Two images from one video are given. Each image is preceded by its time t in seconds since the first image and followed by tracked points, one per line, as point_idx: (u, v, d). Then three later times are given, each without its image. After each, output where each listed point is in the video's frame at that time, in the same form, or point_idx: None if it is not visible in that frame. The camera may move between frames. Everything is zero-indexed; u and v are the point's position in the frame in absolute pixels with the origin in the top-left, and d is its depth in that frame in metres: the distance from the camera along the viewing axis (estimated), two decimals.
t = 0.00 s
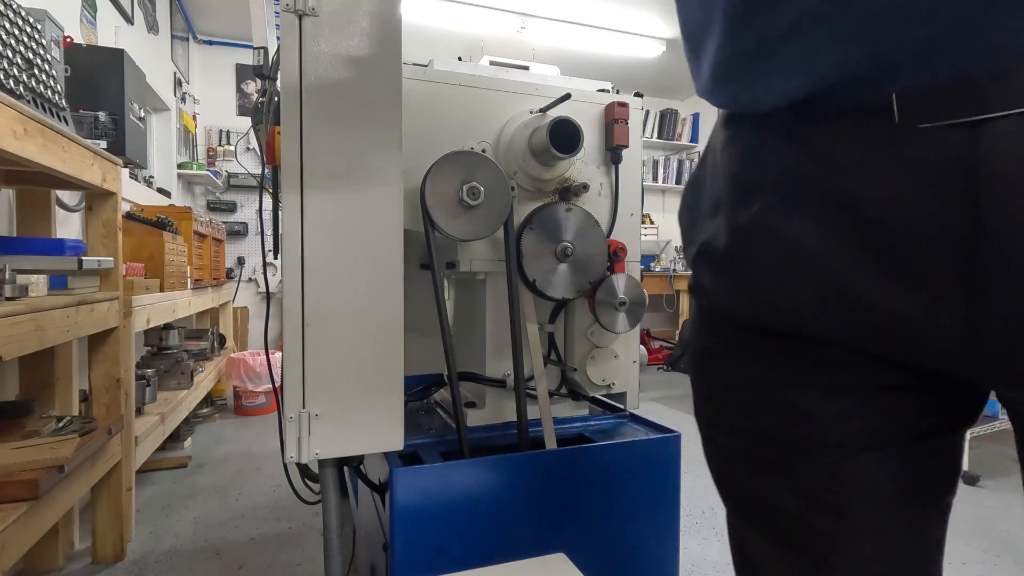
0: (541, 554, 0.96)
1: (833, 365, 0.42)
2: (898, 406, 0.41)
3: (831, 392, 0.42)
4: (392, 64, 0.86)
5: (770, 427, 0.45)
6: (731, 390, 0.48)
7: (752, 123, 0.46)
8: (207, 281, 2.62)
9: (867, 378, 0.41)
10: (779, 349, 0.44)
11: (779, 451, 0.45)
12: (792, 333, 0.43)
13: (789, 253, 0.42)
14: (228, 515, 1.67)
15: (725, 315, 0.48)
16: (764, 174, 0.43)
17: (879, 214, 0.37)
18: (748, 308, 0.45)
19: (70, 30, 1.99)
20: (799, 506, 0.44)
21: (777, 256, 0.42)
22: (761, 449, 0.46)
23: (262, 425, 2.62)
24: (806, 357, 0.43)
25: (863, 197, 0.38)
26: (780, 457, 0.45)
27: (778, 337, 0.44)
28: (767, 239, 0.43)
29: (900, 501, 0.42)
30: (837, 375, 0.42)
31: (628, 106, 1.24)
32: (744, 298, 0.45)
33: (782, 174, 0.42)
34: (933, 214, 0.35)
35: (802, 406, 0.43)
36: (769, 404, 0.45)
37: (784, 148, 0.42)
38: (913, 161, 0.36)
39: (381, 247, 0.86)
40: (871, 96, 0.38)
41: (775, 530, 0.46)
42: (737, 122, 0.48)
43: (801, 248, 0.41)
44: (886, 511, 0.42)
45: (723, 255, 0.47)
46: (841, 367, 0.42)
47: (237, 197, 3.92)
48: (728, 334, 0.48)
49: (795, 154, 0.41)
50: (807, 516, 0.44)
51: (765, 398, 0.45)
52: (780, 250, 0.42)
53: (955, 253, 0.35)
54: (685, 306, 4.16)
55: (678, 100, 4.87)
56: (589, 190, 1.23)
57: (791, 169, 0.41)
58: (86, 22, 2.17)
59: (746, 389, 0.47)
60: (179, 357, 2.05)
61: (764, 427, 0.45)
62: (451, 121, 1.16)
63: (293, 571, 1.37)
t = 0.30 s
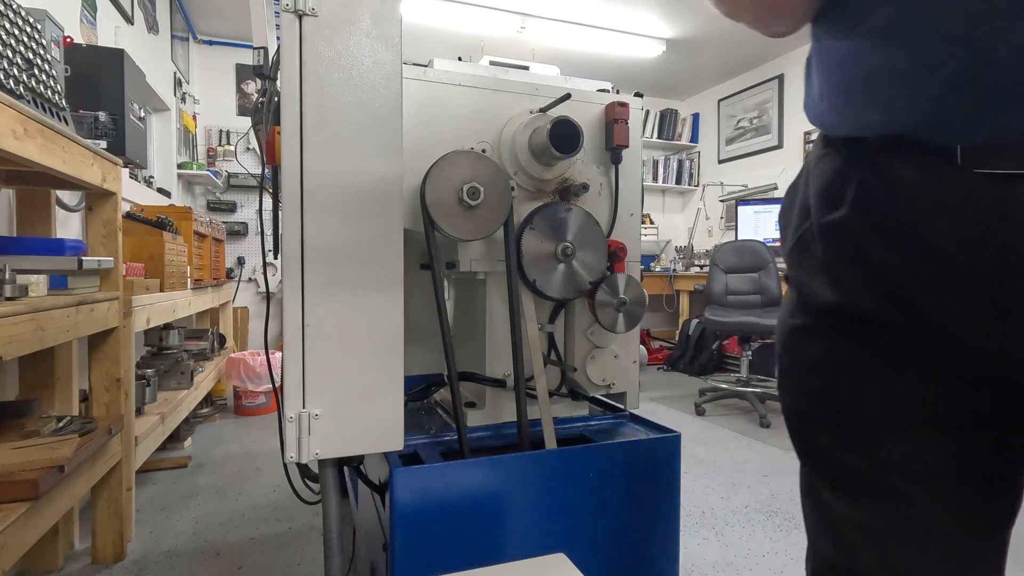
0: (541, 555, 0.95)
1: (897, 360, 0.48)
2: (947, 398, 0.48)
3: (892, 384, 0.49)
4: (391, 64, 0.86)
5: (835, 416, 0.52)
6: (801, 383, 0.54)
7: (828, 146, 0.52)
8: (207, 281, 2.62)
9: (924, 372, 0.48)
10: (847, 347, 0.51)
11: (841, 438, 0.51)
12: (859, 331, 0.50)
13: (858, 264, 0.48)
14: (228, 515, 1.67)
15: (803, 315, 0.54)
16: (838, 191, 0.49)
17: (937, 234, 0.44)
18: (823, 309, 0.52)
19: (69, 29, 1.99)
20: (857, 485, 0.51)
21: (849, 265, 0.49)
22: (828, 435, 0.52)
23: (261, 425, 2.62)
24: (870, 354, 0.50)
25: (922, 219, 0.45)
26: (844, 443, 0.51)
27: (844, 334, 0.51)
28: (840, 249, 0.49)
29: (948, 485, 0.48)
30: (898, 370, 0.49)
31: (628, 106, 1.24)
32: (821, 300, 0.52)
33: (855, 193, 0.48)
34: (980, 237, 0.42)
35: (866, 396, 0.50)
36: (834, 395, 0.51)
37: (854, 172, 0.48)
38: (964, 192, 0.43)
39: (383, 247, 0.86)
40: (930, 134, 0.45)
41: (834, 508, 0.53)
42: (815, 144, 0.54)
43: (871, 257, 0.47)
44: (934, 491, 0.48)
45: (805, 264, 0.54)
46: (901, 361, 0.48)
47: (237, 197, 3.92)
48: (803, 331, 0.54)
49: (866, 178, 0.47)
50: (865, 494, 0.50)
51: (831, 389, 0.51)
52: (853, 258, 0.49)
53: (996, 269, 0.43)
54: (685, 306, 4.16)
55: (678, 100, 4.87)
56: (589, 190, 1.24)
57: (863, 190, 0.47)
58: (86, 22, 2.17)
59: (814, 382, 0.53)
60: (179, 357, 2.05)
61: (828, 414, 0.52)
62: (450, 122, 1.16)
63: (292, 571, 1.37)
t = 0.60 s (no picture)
0: (542, 554, 0.95)
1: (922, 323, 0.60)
2: (958, 355, 0.59)
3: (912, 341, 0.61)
4: (391, 64, 0.86)
5: (865, 364, 0.64)
6: (841, 337, 0.67)
7: (882, 145, 0.63)
8: (207, 281, 2.62)
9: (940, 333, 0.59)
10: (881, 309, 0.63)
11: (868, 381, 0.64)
12: (888, 297, 0.62)
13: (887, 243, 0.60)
14: (229, 515, 1.67)
15: (846, 282, 0.67)
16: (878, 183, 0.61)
17: (952, 222, 0.55)
18: (860, 278, 0.64)
19: (69, 29, 1.99)
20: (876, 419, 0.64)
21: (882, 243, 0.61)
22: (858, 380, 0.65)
23: (261, 425, 2.62)
24: (896, 317, 0.62)
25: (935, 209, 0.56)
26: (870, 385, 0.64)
27: (879, 300, 0.63)
28: (874, 231, 0.61)
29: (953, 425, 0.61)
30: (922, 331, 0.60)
31: (628, 105, 1.24)
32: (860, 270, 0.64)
33: (885, 185, 0.60)
34: (981, 228, 0.53)
35: (892, 348, 0.62)
36: (869, 348, 0.64)
37: (889, 169, 0.60)
38: (979, 191, 0.53)
39: (382, 247, 0.86)
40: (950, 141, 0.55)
41: (855, 439, 0.66)
42: (872, 143, 0.65)
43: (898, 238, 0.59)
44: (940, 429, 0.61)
45: (851, 241, 0.66)
46: (924, 325, 0.60)
47: (237, 197, 3.92)
48: (847, 296, 0.67)
49: (899, 174, 0.59)
50: (879, 428, 0.63)
51: (866, 343, 0.64)
52: (883, 238, 0.61)
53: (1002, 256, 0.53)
54: (685, 305, 4.16)
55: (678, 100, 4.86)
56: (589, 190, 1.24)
57: (893, 183, 0.59)
58: (86, 22, 2.17)
59: (851, 337, 0.66)
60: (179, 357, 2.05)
61: (860, 363, 0.65)
62: (449, 122, 1.16)
63: (292, 571, 1.37)
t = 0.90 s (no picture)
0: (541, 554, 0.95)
1: (934, 333, 0.56)
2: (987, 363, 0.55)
3: (929, 357, 0.57)
4: (391, 64, 0.86)
5: (886, 383, 0.60)
6: (857, 356, 0.63)
7: (885, 151, 0.59)
8: (207, 281, 2.62)
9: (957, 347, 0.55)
10: (893, 325, 0.58)
11: (892, 403, 0.60)
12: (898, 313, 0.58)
13: (894, 256, 0.56)
14: (229, 515, 1.67)
15: (852, 296, 0.62)
16: (882, 191, 0.58)
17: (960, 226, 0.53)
18: (864, 293, 0.59)
19: (69, 29, 1.99)
20: (901, 440, 0.60)
21: (884, 256, 0.56)
22: (876, 398, 0.61)
23: (261, 425, 2.62)
24: (913, 333, 0.57)
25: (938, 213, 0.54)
26: (896, 405, 0.60)
27: (890, 317, 0.58)
28: (875, 244, 0.57)
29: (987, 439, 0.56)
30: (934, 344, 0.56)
31: (628, 105, 1.24)
32: (859, 284, 0.60)
33: (890, 192, 0.56)
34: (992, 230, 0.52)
35: (911, 366, 0.58)
36: (885, 367, 0.59)
37: (893, 176, 0.57)
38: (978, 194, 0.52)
39: (382, 247, 0.86)
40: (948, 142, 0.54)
41: (898, 460, 0.60)
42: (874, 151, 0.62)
43: (903, 251, 0.55)
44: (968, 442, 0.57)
45: (851, 254, 0.61)
46: (938, 338, 0.56)
47: (237, 197, 3.92)
48: (857, 312, 0.62)
49: (902, 179, 0.56)
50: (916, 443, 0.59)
51: (883, 363, 0.60)
52: (886, 251, 0.56)
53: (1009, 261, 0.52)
54: (685, 305, 4.16)
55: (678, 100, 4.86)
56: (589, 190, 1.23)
57: (896, 189, 0.56)
58: (86, 22, 2.17)
59: (867, 355, 0.61)
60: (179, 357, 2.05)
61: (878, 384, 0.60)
62: (449, 121, 1.16)
63: (293, 571, 1.37)
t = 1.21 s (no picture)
0: (542, 554, 0.95)
1: (923, 329, 0.59)
2: (979, 359, 0.56)
3: (919, 351, 0.60)
4: (391, 64, 0.86)
5: (879, 376, 0.64)
6: (856, 352, 0.66)
7: (880, 154, 0.63)
8: (207, 281, 2.62)
9: (945, 342, 0.58)
10: (884, 320, 0.62)
11: (887, 396, 0.63)
12: (889, 309, 0.61)
13: (885, 256, 0.59)
14: (229, 515, 1.67)
15: (849, 296, 0.66)
16: (874, 193, 0.62)
17: (945, 226, 0.55)
18: (858, 290, 0.64)
19: (69, 29, 1.99)
20: (896, 430, 0.63)
21: (874, 255, 0.60)
22: (873, 391, 0.65)
23: (261, 425, 2.62)
24: (904, 328, 0.60)
25: (922, 214, 0.56)
26: (893, 398, 0.63)
27: (882, 312, 0.62)
28: (865, 244, 0.61)
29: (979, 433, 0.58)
30: (924, 339, 0.59)
31: (628, 105, 1.24)
32: (854, 281, 0.64)
33: (880, 194, 0.60)
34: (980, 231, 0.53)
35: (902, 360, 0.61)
36: (878, 360, 0.63)
37: (884, 177, 0.61)
38: (962, 195, 0.54)
39: (382, 247, 0.86)
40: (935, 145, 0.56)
41: (898, 451, 0.64)
42: (873, 154, 0.65)
43: (891, 251, 0.59)
44: (960, 435, 0.59)
45: (848, 253, 0.65)
46: (928, 333, 0.59)
47: (237, 197, 3.92)
48: (855, 311, 0.66)
49: (892, 182, 0.60)
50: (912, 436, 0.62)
51: (877, 359, 0.63)
52: (875, 250, 0.60)
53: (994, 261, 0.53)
54: (685, 305, 4.16)
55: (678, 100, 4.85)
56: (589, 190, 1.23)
57: (887, 191, 0.59)
58: (86, 22, 2.17)
59: (864, 350, 0.65)
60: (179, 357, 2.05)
61: (872, 377, 0.64)
62: (449, 121, 1.16)
63: (292, 571, 1.37)
